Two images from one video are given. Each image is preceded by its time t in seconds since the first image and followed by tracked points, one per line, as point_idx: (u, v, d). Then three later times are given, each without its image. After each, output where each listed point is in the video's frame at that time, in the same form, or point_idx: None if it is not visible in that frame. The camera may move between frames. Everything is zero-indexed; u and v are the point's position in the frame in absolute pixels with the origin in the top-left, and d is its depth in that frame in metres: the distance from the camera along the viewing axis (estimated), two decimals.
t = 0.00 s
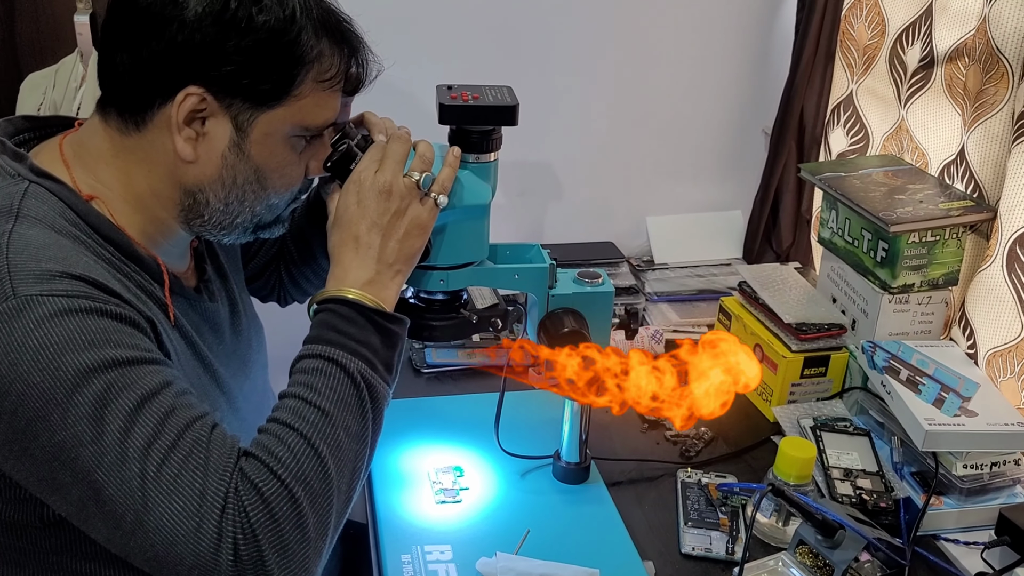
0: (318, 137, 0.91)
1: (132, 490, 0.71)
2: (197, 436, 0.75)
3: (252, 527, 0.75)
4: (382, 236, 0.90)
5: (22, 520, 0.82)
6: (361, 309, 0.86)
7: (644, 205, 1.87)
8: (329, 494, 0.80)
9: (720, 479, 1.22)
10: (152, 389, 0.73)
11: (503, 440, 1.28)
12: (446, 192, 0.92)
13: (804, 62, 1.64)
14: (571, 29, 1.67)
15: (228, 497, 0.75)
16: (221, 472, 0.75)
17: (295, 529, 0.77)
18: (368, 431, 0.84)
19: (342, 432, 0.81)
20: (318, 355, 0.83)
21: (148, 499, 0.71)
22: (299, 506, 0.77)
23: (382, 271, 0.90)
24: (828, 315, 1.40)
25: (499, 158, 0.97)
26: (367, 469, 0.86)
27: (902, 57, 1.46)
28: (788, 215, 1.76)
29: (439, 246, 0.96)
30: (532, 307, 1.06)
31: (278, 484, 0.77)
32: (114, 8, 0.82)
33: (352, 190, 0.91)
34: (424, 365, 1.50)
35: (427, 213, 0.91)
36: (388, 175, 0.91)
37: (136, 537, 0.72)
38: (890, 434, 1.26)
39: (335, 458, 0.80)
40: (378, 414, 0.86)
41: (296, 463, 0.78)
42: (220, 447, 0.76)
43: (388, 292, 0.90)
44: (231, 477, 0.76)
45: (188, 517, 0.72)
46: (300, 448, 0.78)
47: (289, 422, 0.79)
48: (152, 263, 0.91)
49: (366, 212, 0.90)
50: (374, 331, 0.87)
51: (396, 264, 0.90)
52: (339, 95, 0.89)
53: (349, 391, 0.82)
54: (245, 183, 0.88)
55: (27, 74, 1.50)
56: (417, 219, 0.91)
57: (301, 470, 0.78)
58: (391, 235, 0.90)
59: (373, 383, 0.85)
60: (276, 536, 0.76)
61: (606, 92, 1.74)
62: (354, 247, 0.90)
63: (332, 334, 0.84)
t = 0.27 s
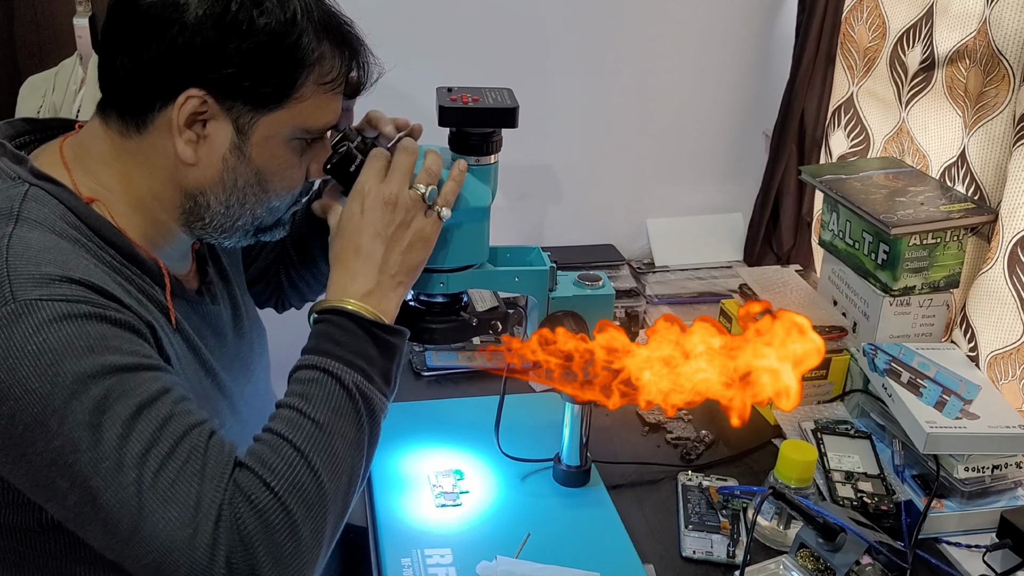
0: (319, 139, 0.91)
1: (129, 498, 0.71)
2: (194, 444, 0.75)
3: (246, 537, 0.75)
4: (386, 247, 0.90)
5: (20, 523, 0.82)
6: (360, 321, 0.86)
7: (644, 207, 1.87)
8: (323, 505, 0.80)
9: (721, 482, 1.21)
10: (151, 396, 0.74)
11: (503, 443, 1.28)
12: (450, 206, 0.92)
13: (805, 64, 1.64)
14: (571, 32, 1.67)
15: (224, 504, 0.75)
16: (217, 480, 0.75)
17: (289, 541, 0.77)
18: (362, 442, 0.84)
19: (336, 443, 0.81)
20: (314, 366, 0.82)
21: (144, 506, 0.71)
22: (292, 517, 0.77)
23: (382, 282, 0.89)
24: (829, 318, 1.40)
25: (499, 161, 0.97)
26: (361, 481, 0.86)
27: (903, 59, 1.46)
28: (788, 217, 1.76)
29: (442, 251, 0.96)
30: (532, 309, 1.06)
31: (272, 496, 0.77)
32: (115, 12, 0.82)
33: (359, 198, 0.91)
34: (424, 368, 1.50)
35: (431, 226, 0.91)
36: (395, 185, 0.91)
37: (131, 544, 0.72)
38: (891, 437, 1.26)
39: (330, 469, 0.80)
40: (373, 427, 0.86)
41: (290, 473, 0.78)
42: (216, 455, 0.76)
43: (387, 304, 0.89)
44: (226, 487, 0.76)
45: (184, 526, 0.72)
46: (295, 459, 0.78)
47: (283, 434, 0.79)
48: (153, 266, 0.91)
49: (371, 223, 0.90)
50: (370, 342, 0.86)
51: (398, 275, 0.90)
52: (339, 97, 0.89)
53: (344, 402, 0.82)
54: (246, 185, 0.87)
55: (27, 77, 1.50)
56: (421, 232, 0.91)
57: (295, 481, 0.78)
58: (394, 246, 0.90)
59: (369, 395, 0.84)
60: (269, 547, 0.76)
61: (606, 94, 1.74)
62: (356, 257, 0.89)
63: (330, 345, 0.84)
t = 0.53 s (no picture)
0: (320, 141, 0.92)
1: (97, 525, 0.71)
2: (172, 480, 0.74)
3: None
4: (419, 324, 0.88)
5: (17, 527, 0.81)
6: (366, 382, 0.84)
7: (645, 209, 1.87)
8: (292, 565, 0.79)
9: (722, 484, 1.21)
10: (135, 424, 0.73)
11: (504, 445, 1.28)
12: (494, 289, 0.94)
13: (805, 66, 1.64)
14: (572, 33, 1.67)
15: (191, 546, 0.74)
16: (191, 518, 0.75)
17: None
18: (346, 510, 0.83)
19: (319, 505, 0.80)
20: (313, 423, 0.82)
21: (111, 537, 0.71)
22: (257, 570, 0.77)
23: (401, 355, 0.88)
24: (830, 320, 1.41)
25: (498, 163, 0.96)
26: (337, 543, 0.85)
27: (903, 60, 1.46)
28: (789, 219, 1.76)
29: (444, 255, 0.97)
30: (533, 311, 1.07)
31: (242, 544, 0.76)
32: (115, 14, 0.82)
33: (412, 262, 0.90)
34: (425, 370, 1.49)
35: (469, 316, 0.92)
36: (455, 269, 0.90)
37: (95, 567, 0.73)
38: (892, 438, 1.26)
39: (305, 529, 0.79)
40: (361, 493, 0.84)
41: (266, 529, 0.77)
42: (193, 493, 0.76)
43: (401, 373, 0.88)
44: (198, 528, 0.75)
45: (147, 563, 0.72)
46: (273, 512, 0.78)
47: (269, 484, 0.79)
48: (155, 269, 0.90)
49: (414, 295, 0.89)
50: (377, 409, 0.85)
51: (417, 354, 0.89)
52: (340, 97, 0.90)
53: (336, 464, 0.81)
54: (246, 187, 0.87)
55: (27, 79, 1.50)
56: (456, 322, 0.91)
57: (269, 536, 0.77)
58: (426, 327, 0.89)
59: (363, 462, 0.83)
60: None
61: (607, 96, 1.74)
62: (385, 321, 0.88)
63: (332, 402, 0.83)
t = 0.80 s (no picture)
0: (320, 143, 0.92)
1: (85, 537, 0.71)
2: (161, 494, 0.74)
3: None
4: (417, 344, 0.90)
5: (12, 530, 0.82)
6: (359, 404, 0.84)
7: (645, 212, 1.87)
8: None
9: (722, 487, 1.21)
10: (127, 437, 0.73)
11: (504, 448, 1.28)
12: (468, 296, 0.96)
13: (805, 68, 1.64)
14: (572, 36, 1.67)
15: (177, 563, 0.74)
16: (178, 533, 0.75)
17: None
18: (334, 532, 0.83)
19: (308, 528, 0.80)
20: (308, 443, 0.82)
21: (98, 549, 0.71)
22: None
23: (400, 375, 0.89)
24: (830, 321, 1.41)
25: (498, 165, 0.96)
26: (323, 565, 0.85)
27: (903, 63, 1.46)
28: (789, 222, 1.76)
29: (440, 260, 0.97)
30: (532, 313, 1.07)
31: (228, 563, 0.76)
32: (116, 16, 0.82)
33: (401, 285, 0.91)
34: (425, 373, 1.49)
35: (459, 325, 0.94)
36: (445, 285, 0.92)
37: None
38: (892, 441, 1.26)
39: (292, 550, 0.79)
40: (351, 515, 0.84)
41: (253, 549, 0.78)
42: (183, 508, 0.76)
43: (397, 397, 0.89)
44: (186, 543, 0.75)
45: None
46: (261, 532, 0.78)
47: (259, 504, 0.80)
48: (156, 272, 0.90)
49: (408, 317, 0.90)
50: (371, 430, 0.85)
51: (416, 372, 0.91)
52: (341, 100, 0.90)
53: (329, 487, 0.81)
54: (246, 189, 0.87)
55: (27, 81, 1.50)
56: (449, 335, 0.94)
57: (255, 556, 0.78)
58: (423, 345, 0.91)
59: (356, 485, 0.83)
60: None
61: (607, 98, 1.74)
62: (384, 343, 0.89)
63: (327, 425, 0.83)
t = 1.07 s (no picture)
0: (320, 143, 0.92)
1: (80, 540, 0.71)
2: (157, 498, 0.74)
3: None
4: (409, 343, 0.90)
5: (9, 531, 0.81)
6: (354, 406, 0.85)
7: (645, 211, 1.86)
8: None
9: (721, 487, 1.21)
10: (124, 440, 0.73)
11: (503, 449, 1.28)
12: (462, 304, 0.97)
13: (805, 67, 1.64)
14: (572, 35, 1.67)
15: (172, 566, 0.74)
16: (174, 538, 0.75)
17: None
18: (328, 536, 0.83)
19: (302, 532, 0.80)
20: (302, 447, 0.82)
21: (93, 552, 0.71)
22: None
23: (394, 375, 0.89)
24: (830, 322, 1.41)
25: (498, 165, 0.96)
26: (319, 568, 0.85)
27: (903, 62, 1.46)
28: (789, 221, 1.76)
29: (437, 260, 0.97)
30: (532, 313, 1.06)
31: (223, 566, 0.76)
32: (116, 17, 0.82)
33: (389, 286, 0.91)
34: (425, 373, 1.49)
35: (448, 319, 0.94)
36: (435, 282, 0.92)
37: None
38: (892, 441, 1.26)
39: (286, 553, 0.79)
40: (346, 518, 0.84)
41: (248, 552, 0.77)
42: (178, 512, 0.76)
43: (390, 398, 0.89)
44: (181, 547, 0.75)
45: None
46: (256, 535, 0.78)
47: (254, 508, 0.80)
48: (155, 273, 0.90)
49: (399, 317, 0.90)
50: (365, 432, 0.85)
51: (410, 372, 0.90)
52: (340, 100, 0.90)
53: (323, 490, 0.81)
54: (246, 190, 0.87)
55: (26, 81, 1.50)
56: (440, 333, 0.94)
57: (249, 560, 0.77)
58: (414, 345, 0.91)
59: (350, 487, 0.83)
60: None
61: (607, 98, 1.74)
62: (375, 344, 0.89)
63: (321, 427, 0.83)
